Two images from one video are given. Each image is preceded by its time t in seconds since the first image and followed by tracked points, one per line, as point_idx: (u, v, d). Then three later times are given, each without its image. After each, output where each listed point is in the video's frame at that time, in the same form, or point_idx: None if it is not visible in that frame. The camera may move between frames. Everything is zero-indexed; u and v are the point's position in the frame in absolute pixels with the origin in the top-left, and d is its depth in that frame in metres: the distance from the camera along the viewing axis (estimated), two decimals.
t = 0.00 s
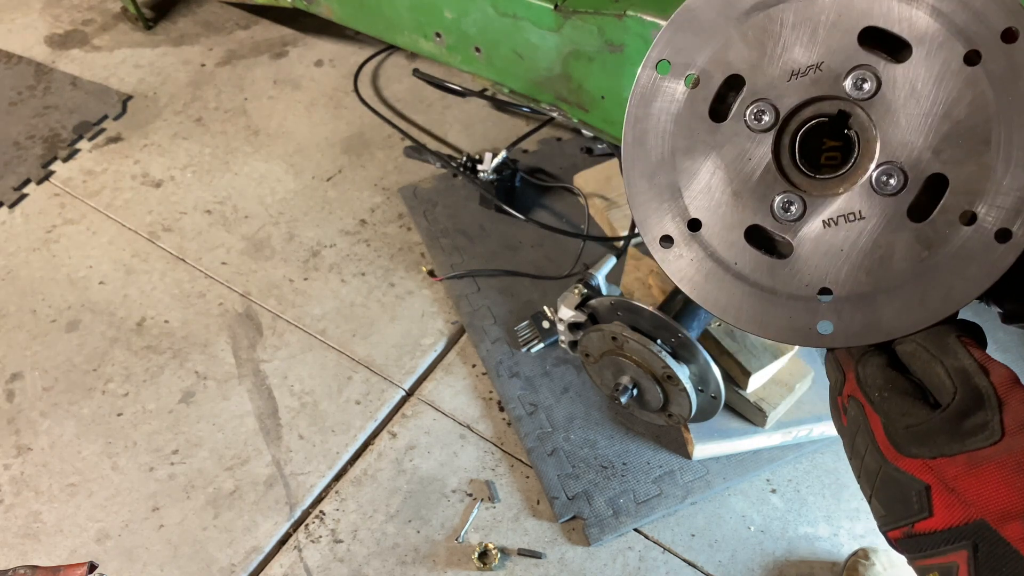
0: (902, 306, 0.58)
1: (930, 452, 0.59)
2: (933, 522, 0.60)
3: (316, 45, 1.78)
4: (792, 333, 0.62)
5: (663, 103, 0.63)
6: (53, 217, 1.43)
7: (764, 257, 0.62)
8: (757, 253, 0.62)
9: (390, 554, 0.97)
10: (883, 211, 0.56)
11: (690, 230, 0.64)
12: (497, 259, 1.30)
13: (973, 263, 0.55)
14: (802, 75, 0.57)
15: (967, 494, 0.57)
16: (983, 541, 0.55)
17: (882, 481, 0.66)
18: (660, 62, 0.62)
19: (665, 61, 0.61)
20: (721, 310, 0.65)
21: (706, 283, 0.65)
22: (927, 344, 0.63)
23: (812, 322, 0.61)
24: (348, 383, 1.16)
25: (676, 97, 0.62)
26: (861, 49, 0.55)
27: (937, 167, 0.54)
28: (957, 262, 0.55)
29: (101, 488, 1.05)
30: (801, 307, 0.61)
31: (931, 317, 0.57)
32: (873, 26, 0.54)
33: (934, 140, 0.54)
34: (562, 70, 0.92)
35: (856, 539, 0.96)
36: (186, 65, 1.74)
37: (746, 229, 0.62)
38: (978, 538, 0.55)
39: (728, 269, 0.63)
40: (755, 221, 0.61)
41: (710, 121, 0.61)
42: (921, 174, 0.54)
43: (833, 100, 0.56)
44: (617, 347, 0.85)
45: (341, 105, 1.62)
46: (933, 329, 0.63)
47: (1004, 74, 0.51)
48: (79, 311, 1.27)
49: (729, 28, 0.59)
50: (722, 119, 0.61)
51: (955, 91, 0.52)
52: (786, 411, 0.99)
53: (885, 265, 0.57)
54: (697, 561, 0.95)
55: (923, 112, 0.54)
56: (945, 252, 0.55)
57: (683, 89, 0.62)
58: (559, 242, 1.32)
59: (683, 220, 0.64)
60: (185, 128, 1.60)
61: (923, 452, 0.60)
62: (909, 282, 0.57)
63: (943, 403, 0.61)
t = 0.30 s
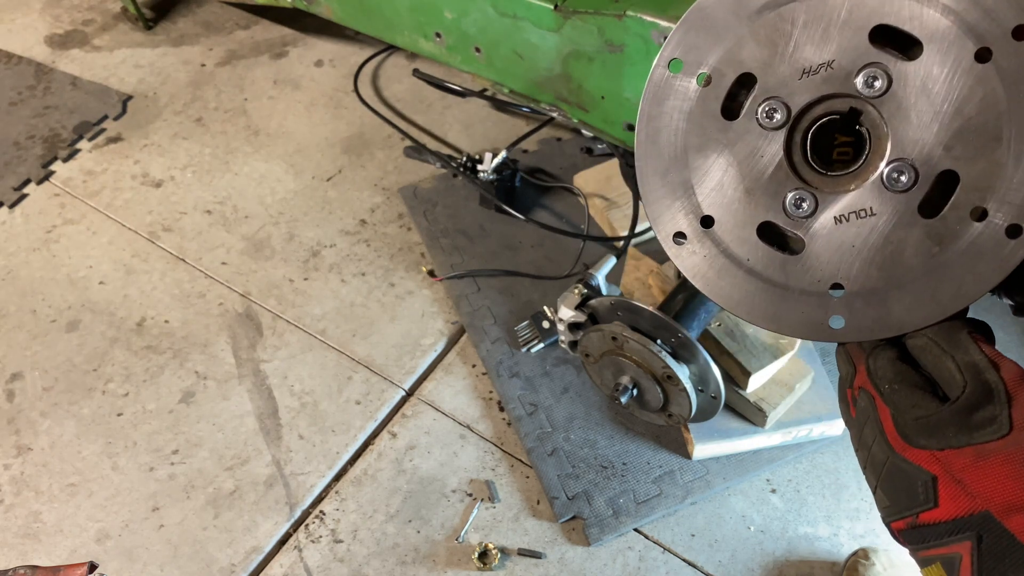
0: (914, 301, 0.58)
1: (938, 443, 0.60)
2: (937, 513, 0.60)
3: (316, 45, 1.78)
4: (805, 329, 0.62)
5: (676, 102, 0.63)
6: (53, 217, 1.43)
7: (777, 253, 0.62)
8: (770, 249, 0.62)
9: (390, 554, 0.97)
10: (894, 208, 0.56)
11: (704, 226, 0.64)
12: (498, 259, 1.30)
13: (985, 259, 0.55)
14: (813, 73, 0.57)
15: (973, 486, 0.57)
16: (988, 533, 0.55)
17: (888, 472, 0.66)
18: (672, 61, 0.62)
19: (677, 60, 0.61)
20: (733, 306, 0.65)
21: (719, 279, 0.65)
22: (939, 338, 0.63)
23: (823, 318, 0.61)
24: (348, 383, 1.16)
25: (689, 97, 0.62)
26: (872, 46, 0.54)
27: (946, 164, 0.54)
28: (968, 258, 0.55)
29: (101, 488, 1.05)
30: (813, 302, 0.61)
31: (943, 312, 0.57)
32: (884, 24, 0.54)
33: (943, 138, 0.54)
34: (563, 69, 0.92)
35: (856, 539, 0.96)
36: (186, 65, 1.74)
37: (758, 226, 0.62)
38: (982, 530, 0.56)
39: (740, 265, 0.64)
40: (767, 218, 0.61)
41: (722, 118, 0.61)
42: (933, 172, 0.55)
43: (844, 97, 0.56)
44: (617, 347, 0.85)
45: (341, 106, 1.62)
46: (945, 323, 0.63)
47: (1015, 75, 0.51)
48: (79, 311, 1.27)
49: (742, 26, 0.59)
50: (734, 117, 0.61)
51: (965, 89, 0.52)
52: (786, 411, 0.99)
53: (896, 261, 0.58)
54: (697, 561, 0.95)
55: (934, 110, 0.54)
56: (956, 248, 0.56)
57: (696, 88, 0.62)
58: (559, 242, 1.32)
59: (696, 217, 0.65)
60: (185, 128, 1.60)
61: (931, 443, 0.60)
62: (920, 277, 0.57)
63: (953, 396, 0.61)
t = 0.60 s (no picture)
0: (942, 296, 0.59)
1: (965, 439, 0.60)
2: (958, 508, 0.61)
3: (316, 45, 1.78)
4: (834, 325, 0.62)
5: (717, 83, 0.54)
6: (53, 217, 1.43)
7: (813, 248, 0.59)
8: (807, 245, 0.59)
9: (390, 554, 0.98)
10: (935, 206, 0.55)
11: (736, 217, 0.59)
12: (497, 259, 1.30)
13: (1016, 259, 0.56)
14: (872, 59, 0.51)
15: (997, 484, 0.57)
16: (1009, 530, 0.56)
17: (909, 466, 0.66)
18: (718, 36, 0.52)
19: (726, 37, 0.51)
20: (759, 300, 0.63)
21: (747, 274, 0.62)
22: (967, 335, 0.64)
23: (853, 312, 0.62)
24: (348, 383, 1.16)
25: (732, 78, 0.53)
26: (934, 33, 0.49)
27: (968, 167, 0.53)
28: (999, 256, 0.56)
29: (102, 488, 1.05)
30: (843, 298, 0.61)
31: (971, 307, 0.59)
32: (954, 12, 0.48)
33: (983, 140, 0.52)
34: (563, 70, 0.92)
35: (856, 539, 0.96)
36: (186, 65, 1.75)
37: (793, 221, 0.59)
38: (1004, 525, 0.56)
39: (772, 259, 0.61)
40: (806, 213, 0.58)
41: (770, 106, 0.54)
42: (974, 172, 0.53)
43: (899, 89, 0.51)
44: (617, 347, 0.86)
45: (341, 106, 1.62)
46: (975, 321, 0.64)
47: None
48: (80, 311, 1.27)
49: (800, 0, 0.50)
50: (781, 101, 0.54)
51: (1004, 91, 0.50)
52: (786, 411, 0.99)
53: (931, 259, 0.58)
54: (697, 561, 0.95)
55: (984, 106, 0.51)
56: (990, 248, 0.56)
57: (741, 70, 0.53)
58: (559, 242, 1.32)
59: (727, 209, 0.59)
60: (186, 128, 1.60)
61: (958, 438, 0.60)
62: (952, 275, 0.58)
63: (980, 393, 0.62)
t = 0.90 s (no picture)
0: (946, 303, 0.60)
1: (972, 440, 0.60)
2: (963, 509, 0.60)
3: (316, 46, 1.79)
4: (844, 333, 0.62)
5: (726, 99, 0.54)
6: (54, 217, 1.43)
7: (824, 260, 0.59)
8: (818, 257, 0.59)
9: (390, 554, 0.98)
10: (945, 217, 0.55)
11: (747, 230, 0.59)
12: (497, 259, 1.30)
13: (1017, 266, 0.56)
14: (882, 74, 0.50)
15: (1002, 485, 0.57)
16: (1013, 530, 0.56)
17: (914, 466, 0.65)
18: (726, 52, 0.52)
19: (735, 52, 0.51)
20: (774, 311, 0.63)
21: (759, 284, 0.62)
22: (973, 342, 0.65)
23: (864, 321, 0.62)
24: (348, 382, 1.16)
25: (741, 94, 0.53)
26: (943, 49, 0.49)
27: (972, 173, 0.53)
28: (1007, 266, 0.57)
29: (102, 488, 1.05)
30: (853, 306, 0.61)
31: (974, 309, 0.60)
32: (961, 28, 0.48)
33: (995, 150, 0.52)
34: (562, 70, 0.92)
35: (855, 538, 0.96)
36: (186, 66, 1.75)
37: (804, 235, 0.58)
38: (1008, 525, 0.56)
39: (783, 269, 0.60)
40: (816, 225, 0.58)
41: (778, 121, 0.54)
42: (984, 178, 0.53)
43: (908, 103, 0.51)
44: (617, 347, 0.86)
45: (341, 106, 1.63)
46: (982, 330, 0.65)
47: None
48: (80, 311, 1.27)
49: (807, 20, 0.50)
50: (790, 117, 0.54)
51: (1015, 96, 0.50)
52: (786, 411, 1.00)
53: (941, 268, 0.58)
54: (696, 561, 0.95)
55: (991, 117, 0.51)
56: (999, 257, 0.56)
57: (750, 86, 0.53)
58: (559, 242, 1.33)
59: (739, 220, 0.59)
60: (186, 128, 1.60)
61: (965, 440, 0.60)
62: (958, 281, 0.58)
63: (986, 396, 0.63)
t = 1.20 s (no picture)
0: (917, 275, 0.52)
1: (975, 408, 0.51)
2: (955, 479, 0.52)
3: (317, 46, 1.79)
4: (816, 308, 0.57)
5: (695, 96, 0.63)
6: (54, 217, 1.43)
7: (791, 232, 0.58)
8: (784, 229, 0.58)
9: (390, 553, 0.98)
10: (903, 181, 0.52)
11: (723, 208, 0.62)
12: (498, 259, 1.30)
13: (996, 228, 0.48)
14: (826, 60, 0.54)
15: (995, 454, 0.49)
16: (1006, 504, 0.48)
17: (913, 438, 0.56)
18: (693, 59, 0.63)
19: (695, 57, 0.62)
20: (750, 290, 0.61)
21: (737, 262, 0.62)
22: (989, 316, 0.54)
23: (838, 299, 0.56)
24: (348, 382, 1.16)
25: (706, 88, 0.62)
26: (876, 29, 0.52)
27: (927, 136, 0.50)
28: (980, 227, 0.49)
29: (102, 488, 1.05)
30: (824, 278, 0.57)
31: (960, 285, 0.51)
32: (886, 12, 0.51)
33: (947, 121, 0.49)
34: (562, 70, 0.92)
35: (855, 538, 0.96)
36: (187, 66, 1.75)
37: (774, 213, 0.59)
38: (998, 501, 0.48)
39: (757, 244, 0.60)
40: (781, 198, 0.58)
41: (738, 107, 0.60)
42: (939, 142, 0.50)
43: (850, 80, 0.53)
44: (617, 347, 0.86)
45: (341, 106, 1.63)
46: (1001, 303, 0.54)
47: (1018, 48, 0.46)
48: (80, 311, 1.27)
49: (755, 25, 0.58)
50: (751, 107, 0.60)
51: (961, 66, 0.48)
52: (786, 410, 1.00)
53: (907, 234, 0.52)
54: (696, 561, 0.95)
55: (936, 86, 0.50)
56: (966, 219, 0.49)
57: (712, 81, 0.62)
58: (559, 242, 1.33)
59: (717, 200, 0.62)
60: (186, 129, 1.60)
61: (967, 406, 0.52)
62: (932, 250, 0.51)
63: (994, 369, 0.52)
